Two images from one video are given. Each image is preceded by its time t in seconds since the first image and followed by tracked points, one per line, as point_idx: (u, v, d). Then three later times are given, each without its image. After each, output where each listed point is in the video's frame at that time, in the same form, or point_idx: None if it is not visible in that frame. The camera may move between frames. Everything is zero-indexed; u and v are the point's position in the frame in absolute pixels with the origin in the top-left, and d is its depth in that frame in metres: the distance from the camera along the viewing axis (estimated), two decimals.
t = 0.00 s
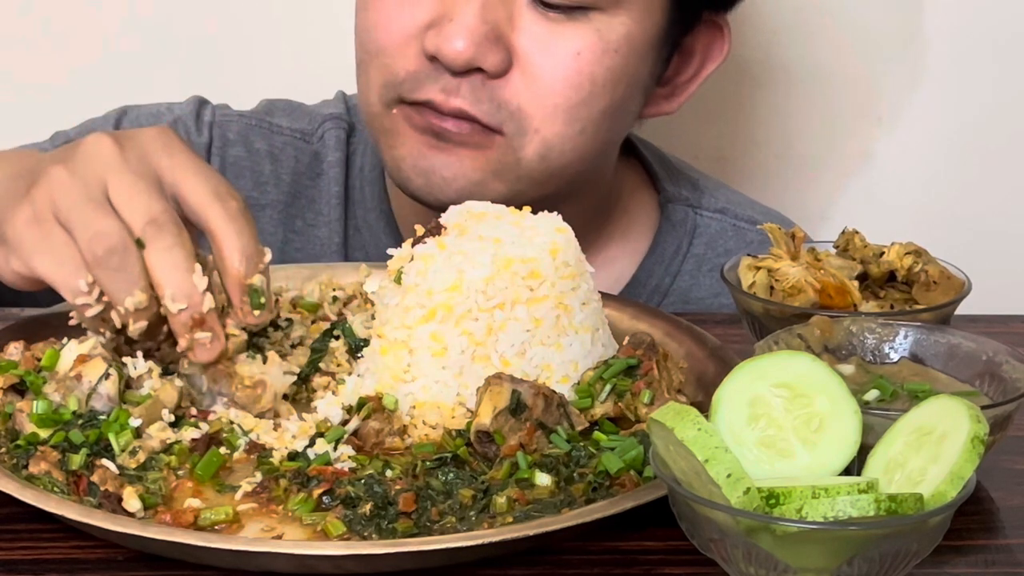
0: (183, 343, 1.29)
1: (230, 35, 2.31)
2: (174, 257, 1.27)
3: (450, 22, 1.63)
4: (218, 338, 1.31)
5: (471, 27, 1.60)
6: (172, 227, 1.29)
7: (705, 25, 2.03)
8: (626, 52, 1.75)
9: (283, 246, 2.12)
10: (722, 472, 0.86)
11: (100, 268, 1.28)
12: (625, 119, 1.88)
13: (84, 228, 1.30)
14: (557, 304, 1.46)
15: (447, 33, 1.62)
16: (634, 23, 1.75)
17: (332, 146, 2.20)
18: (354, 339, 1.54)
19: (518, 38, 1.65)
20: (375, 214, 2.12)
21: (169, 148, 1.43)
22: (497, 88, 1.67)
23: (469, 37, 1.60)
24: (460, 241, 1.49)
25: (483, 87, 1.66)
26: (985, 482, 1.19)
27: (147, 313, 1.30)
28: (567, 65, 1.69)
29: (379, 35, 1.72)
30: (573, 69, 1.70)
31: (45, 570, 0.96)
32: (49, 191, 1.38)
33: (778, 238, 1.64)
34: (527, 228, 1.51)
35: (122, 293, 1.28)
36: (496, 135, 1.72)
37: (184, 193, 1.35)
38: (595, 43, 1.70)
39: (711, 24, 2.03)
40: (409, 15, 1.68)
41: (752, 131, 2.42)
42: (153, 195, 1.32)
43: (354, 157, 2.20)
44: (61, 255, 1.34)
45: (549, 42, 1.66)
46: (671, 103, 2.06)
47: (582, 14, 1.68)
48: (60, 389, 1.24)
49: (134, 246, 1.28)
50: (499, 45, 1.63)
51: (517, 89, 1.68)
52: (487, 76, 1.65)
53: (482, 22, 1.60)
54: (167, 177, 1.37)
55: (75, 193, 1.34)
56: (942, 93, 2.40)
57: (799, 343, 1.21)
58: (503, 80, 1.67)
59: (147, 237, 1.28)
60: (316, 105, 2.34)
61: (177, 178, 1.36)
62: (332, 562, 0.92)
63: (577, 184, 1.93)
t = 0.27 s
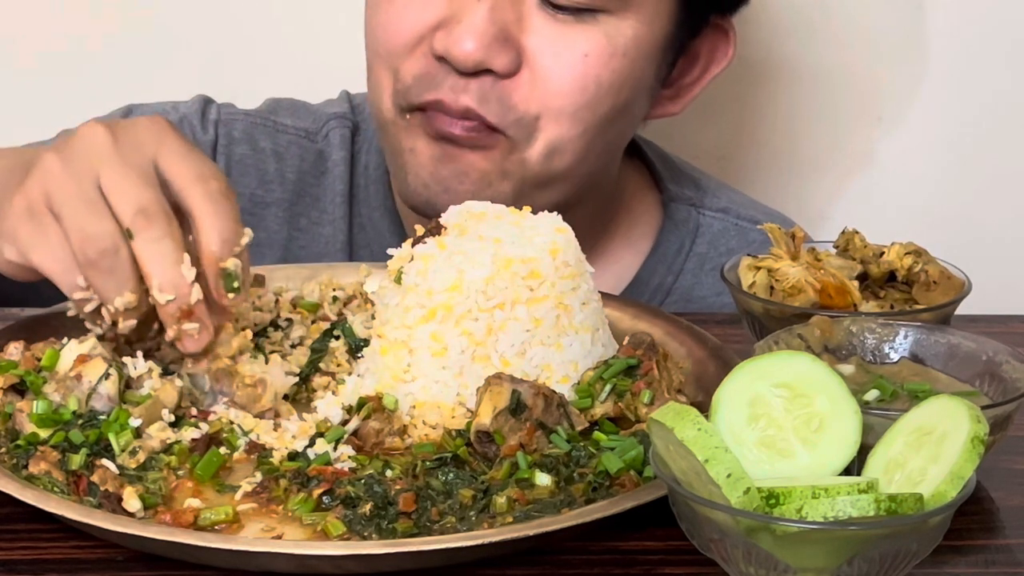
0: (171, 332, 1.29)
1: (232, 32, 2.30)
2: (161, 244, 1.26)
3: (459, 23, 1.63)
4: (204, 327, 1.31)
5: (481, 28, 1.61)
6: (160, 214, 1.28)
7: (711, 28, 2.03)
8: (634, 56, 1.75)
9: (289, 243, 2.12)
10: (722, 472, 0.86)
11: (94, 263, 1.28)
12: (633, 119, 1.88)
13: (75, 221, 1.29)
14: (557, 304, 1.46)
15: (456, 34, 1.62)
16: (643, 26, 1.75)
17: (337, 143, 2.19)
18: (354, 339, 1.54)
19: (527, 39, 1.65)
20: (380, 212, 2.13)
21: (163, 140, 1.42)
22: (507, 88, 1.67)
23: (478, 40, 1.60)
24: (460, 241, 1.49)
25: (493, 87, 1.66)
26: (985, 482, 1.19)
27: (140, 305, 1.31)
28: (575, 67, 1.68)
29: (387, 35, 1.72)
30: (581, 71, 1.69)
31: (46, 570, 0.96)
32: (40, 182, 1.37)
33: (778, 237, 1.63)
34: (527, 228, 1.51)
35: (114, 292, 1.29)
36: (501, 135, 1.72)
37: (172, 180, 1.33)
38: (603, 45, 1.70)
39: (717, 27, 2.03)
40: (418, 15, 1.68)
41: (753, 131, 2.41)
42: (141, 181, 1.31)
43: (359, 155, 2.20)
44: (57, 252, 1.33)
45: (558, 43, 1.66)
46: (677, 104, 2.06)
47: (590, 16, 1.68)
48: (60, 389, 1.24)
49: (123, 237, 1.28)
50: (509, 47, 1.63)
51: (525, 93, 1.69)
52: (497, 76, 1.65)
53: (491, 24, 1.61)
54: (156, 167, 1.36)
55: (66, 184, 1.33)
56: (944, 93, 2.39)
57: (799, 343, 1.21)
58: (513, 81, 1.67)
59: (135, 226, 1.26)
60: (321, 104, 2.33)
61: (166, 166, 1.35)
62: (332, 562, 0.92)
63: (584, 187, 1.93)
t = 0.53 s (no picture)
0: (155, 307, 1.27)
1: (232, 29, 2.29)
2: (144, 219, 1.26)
3: (467, 20, 1.63)
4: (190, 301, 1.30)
5: (488, 26, 1.60)
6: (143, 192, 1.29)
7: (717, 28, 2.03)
8: (641, 54, 1.75)
9: (294, 238, 2.13)
10: (722, 472, 0.86)
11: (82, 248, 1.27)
12: (640, 118, 1.88)
13: (65, 210, 1.29)
14: (557, 304, 1.46)
15: (463, 32, 1.62)
16: (649, 26, 1.75)
17: (343, 140, 2.19)
18: (354, 339, 1.54)
19: (533, 37, 1.65)
20: (385, 207, 2.12)
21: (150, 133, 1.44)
22: (513, 86, 1.66)
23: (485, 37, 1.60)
24: (460, 241, 1.49)
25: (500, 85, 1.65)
26: (985, 482, 1.19)
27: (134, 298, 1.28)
28: (582, 65, 1.69)
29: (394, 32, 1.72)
30: (587, 69, 1.69)
31: (46, 570, 0.96)
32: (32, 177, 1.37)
33: (777, 238, 1.63)
34: (527, 228, 1.51)
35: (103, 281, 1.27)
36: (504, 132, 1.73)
37: (161, 174, 1.35)
38: (609, 44, 1.70)
39: (723, 28, 2.04)
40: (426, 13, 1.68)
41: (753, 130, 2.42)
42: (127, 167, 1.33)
43: (364, 152, 2.20)
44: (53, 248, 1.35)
45: (565, 42, 1.66)
46: (683, 103, 2.06)
47: (597, 16, 1.68)
48: (60, 389, 1.24)
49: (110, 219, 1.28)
50: (515, 45, 1.63)
51: (532, 90, 1.68)
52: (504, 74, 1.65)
53: (498, 21, 1.61)
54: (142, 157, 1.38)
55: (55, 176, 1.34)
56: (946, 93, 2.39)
57: (799, 343, 1.21)
58: (520, 79, 1.67)
59: (114, 201, 1.28)
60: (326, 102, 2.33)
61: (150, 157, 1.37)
62: (332, 562, 0.92)
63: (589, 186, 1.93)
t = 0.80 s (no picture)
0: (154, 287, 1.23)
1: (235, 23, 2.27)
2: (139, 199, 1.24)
3: (477, 13, 1.63)
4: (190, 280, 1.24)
5: (497, 18, 1.60)
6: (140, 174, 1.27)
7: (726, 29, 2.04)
8: (648, 52, 1.77)
9: (298, 236, 2.13)
10: (722, 472, 0.86)
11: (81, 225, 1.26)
12: (645, 117, 1.89)
13: (61, 185, 1.29)
14: (558, 304, 1.46)
15: (472, 24, 1.62)
16: (657, 24, 1.76)
17: (349, 137, 2.19)
18: (354, 339, 1.54)
19: (543, 31, 1.65)
20: (391, 204, 2.12)
21: (144, 105, 1.42)
22: (521, 80, 1.66)
23: (495, 29, 1.60)
24: (460, 241, 1.49)
25: (507, 77, 1.65)
26: (985, 482, 1.19)
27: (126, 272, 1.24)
28: (590, 61, 1.69)
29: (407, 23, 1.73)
30: (595, 65, 1.70)
31: (46, 570, 0.96)
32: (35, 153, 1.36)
33: (777, 238, 1.64)
34: (527, 228, 1.51)
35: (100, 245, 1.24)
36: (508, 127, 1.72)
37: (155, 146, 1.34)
38: (618, 40, 1.71)
39: (733, 29, 2.04)
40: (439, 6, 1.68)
41: (756, 130, 2.42)
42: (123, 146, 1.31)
43: (370, 150, 2.20)
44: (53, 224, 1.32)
45: (575, 37, 1.67)
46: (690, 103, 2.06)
47: (607, 13, 1.69)
48: (60, 389, 1.24)
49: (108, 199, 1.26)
50: (523, 39, 1.63)
51: (540, 83, 1.68)
52: (512, 67, 1.65)
53: (507, 14, 1.60)
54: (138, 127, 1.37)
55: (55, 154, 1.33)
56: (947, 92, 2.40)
57: (799, 343, 1.21)
58: (528, 72, 1.67)
59: (114, 181, 1.26)
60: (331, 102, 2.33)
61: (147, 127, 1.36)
62: (332, 562, 0.93)
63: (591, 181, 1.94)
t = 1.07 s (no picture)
0: (185, 295, 1.28)
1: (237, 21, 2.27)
2: (152, 213, 1.26)
3: (485, 14, 1.63)
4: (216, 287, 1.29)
5: (506, 20, 1.60)
6: (149, 188, 1.29)
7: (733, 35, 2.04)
8: (656, 58, 1.77)
9: (301, 236, 2.12)
10: (723, 472, 0.86)
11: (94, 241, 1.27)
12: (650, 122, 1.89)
13: (71, 205, 1.30)
14: (558, 305, 1.46)
15: (480, 26, 1.62)
16: (665, 29, 1.76)
17: (352, 137, 2.19)
18: (354, 339, 1.54)
19: (551, 35, 1.65)
20: (396, 205, 2.12)
21: (139, 119, 1.42)
22: (527, 83, 1.66)
23: (503, 32, 1.60)
24: (460, 241, 1.49)
25: (514, 81, 1.65)
26: (985, 481, 1.19)
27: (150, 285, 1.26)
28: (597, 65, 1.69)
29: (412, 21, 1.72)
30: (602, 69, 1.70)
31: (46, 570, 0.96)
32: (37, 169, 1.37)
33: (778, 238, 1.64)
34: (527, 228, 1.51)
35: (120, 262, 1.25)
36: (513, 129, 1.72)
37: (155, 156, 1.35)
38: (626, 45, 1.71)
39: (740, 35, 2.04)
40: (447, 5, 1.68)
41: (758, 129, 2.42)
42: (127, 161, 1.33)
43: (374, 150, 2.20)
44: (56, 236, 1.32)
45: (583, 41, 1.67)
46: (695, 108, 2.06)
47: (615, 18, 1.69)
48: (60, 389, 1.24)
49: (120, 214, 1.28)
50: (532, 41, 1.63)
51: (547, 86, 1.68)
52: (520, 70, 1.64)
53: (517, 16, 1.61)
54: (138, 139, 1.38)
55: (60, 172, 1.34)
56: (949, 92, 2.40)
57: (799, 343, 1.21)
58: (536, 76, 1.66)
59: (126, 199, 1.28)
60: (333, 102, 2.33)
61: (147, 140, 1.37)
62: (332, 562, 0.93)
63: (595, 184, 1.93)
